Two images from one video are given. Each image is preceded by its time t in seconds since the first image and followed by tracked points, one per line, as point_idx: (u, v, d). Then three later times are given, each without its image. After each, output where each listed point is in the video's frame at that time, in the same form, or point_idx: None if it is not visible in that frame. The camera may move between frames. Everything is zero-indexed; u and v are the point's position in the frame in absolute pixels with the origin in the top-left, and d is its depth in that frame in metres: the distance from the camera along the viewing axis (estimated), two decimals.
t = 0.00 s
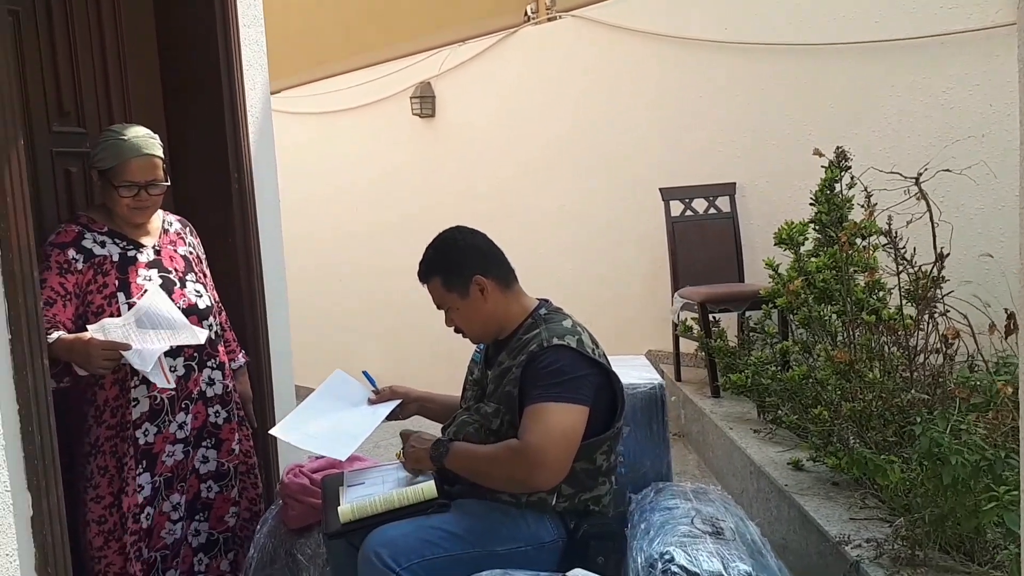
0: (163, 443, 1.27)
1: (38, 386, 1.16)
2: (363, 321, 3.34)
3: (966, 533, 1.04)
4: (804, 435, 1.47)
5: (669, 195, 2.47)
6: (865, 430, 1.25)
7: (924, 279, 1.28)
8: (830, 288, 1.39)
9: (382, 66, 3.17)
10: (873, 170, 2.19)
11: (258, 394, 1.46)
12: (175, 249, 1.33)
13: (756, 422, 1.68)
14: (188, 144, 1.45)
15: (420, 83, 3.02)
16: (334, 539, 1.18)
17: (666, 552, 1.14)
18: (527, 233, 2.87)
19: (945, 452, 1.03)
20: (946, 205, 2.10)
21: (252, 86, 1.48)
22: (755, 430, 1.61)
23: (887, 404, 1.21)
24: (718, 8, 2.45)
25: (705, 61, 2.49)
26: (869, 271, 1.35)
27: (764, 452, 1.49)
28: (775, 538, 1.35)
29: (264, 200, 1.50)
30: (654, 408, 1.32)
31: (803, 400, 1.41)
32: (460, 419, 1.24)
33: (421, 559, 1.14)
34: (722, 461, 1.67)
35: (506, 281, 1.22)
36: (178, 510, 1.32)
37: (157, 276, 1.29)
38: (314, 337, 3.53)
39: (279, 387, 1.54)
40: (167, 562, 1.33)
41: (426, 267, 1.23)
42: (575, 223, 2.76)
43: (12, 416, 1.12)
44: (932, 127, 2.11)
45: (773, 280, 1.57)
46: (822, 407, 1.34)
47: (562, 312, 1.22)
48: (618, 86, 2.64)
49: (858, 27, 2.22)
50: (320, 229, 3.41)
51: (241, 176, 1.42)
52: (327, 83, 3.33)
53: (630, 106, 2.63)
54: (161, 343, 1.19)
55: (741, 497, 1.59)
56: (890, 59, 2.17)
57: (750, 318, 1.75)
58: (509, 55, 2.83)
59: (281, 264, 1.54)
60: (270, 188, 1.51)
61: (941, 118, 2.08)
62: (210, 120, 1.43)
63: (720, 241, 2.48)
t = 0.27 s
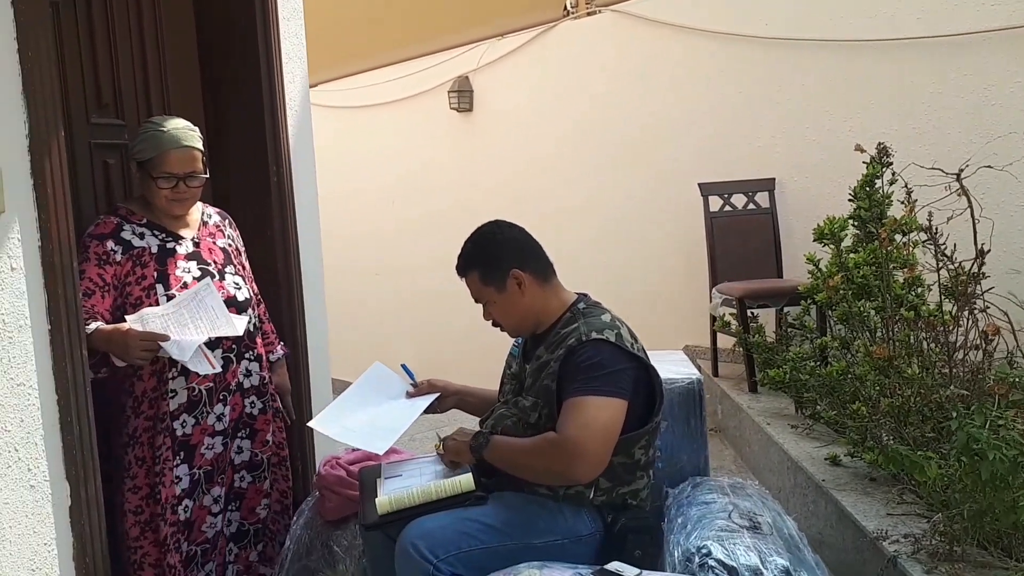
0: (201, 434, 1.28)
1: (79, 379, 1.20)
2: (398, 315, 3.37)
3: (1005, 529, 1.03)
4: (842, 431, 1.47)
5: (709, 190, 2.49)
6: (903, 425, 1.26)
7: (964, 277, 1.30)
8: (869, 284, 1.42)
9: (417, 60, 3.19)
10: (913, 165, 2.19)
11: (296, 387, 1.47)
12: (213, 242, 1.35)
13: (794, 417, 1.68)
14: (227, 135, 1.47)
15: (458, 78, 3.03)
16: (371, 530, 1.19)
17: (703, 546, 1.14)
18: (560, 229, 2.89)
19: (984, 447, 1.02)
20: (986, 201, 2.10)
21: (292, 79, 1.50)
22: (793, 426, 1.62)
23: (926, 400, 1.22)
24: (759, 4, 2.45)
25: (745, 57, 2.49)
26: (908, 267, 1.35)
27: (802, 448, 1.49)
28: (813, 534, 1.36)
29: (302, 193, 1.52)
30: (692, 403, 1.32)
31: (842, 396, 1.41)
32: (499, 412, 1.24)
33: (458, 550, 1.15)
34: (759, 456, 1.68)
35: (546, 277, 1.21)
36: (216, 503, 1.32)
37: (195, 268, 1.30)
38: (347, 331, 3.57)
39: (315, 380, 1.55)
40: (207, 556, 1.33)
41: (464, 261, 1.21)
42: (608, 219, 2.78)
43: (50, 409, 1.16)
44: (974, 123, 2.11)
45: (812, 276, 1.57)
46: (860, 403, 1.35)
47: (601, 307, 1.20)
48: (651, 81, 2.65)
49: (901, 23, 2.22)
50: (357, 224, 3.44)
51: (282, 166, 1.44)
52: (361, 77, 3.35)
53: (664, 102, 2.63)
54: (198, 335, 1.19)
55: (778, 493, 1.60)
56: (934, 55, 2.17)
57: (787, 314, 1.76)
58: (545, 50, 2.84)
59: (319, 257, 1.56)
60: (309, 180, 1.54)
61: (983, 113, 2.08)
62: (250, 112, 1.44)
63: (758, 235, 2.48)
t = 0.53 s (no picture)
0: (240, 427, 1.29)
1: (123, 372, 1.22)
2: (432, 312, 3.39)
3: None
4: (881, 432, 1.46)
5: (747, 187, 2.49)
6: (945, 426, 1.24)
7: (1010, 276, 1.28)
8: (909, 284, 1.39)
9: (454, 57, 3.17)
10: (960, 162, 2.18)
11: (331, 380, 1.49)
12: (253, 237, 1.36)
13: (832, 418, 1.67)
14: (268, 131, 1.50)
15: (493, 75, 3.03)
16: (407, 523, 1.20)
17: (739, 544, 1.14)
18: (595, 228, 2.88)
19: None
20: None
21: (330, 77, 1.51)
22: (830, 426, 1.60)
23: (969, 401, 1.20)
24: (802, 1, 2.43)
25: (787, 54, 2.47)
26: (951, 266, 1.33)
27: (840, 448, 1.48)
28: (850, 535, 1.35)
29: (338, 191, 1.53)
30: (729, 402, 1.31)
31: (881, 397, 1.40)
32: (534, 408, 1.23)
33: (493, 545, 1.15)
34: (796, 456, 1.66)
35: (581, 273, 1.20)
36: (257, 494, 1.34)
37: (235, 263, 1.32)
38: (383, 327, 3.59)
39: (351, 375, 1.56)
40: (249, 546, 1.35)
41: (500, 256, 1.21)
42: (643, 217, 2.76)
43: (94, 399, 1.18)
44: None
45: (852, 275, 1.55)
46: (900, 404, 1.33)
47: (637, 303, 1.19)
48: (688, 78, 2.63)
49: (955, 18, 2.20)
50: (388, 221, 3.45)
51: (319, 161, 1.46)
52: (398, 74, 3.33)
53: (702, 100, 2.61)
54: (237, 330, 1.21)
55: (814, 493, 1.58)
56: (985, 52, 2.16)
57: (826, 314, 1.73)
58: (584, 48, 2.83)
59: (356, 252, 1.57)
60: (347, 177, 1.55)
61: None
62: (289, 111, 1.46)
63: (797, 233, 2.46)
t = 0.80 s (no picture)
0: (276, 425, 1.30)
1: (164, 370, 1.23)
2: (470, 313, 3.42)
3: None
4: (919, 439, 1.45)
5: (784, 191, 2.41)
6: (984, 434, 1.22)
7: None
8: (951, 290, 1.38)
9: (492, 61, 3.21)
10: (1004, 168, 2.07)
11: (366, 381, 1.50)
12: (292, 238, 1.38)
13: (870, 424, 1.66)
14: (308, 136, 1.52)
15: (530, 77, 3.05)
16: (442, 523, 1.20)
17: (775, 550, 1.13)
18: (631, 230, 2.87)
19: None
20: None
21: (367, 77, 1.53)
22: (867, 433, 1.60)
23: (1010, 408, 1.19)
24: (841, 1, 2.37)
25: (823, 55, 2.40)
26: (994, 272, 1.31)
27: (877, 455, 1.47)
28: (887, 542, 1.34)
29: (375, 191, 1.54)
30: (767, 407, 1.31)
31: (920, 403, 1.38)
32: (570, 410, 1.24)
33: (530, 546, 1.16)
34: (832, 462, 1.66)
35: (619, 277, 1.20)
36: (291, 491, 1.36)
37: (274, 263, 1.33)
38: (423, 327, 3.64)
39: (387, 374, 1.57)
40: (283, 542, 1.37)
41: (538, 257, 1.21)
42: (677, 220, 2.75)
43: (135, 396, 1.20)
44: None
45: (892, 280, 1.51)
46: (939, 410, 1.32)
47: (675, 306, 1.19)
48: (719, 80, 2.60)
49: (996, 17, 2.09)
50: (434, 221, 3.51)
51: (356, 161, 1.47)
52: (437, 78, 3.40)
53: (736, 103, 2.58)
54: (276, 330, 1.21)
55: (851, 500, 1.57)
56: None
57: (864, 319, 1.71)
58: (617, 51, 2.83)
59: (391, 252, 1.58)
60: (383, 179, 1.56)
61: None
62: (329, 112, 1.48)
63: (839, 240, 2.38)
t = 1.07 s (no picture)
0: (311, 430, 1.31)
1: (200, 373, 1.23)
2: (498, 316, 3.45)
3: None
4: (953, 452, 1.46)
5: (822, 202, 2.39)
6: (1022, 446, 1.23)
7: None
8: (988, 303, 1.38)
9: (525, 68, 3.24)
10: None
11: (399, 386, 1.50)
12: (329, 243, 1.38)
13: (904, 436, 1.67)
14: (348, 144, 1.55)
15: (566, 85, 3.05)
16: (476, 529, 1.20)
17: (809, 560, 1.13)
18: (659, 237, 2.88)
19: None
20: None
21: (405, 83, 1.56)
22: (901, 444, 1.61)
23: None
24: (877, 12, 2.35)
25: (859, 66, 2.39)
26: None
27: (910, 466, 1.49)
28: (920, 553, 1.35)
29: (411, 192, 1.57)
30: (803, 418, 1.31)
31: (955, 416, 1.39)
32: (605, 418, 1.24)
33: (563, 553, 1.15)
34: (866, 473, 1.67)
35: (656, 288, 1.20)
36: (330, 499, 1.37)
37: (311, 268, 1.33)
38: (452, 329, 3.68)
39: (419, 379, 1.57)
40: (318, 550, 1.38)
41: (575, 265, 1.22)
42: (705, 228, 2.76)
43: (170, 399, 1.19)
44: None
45: (929, 292, 1.52)
46: (974, 423, 1.32)
47: (713, 316, 1.19)
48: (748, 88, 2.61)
49: None
50: (464, 226, 3.54)
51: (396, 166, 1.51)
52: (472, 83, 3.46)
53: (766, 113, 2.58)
54: (315, 336, 1.22)
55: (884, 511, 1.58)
56: None
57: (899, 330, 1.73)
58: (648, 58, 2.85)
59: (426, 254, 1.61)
60: (419, 181, 1.59)
61: None
62: (367, 116, 1.52)
63: (873, 251, 2.36)
